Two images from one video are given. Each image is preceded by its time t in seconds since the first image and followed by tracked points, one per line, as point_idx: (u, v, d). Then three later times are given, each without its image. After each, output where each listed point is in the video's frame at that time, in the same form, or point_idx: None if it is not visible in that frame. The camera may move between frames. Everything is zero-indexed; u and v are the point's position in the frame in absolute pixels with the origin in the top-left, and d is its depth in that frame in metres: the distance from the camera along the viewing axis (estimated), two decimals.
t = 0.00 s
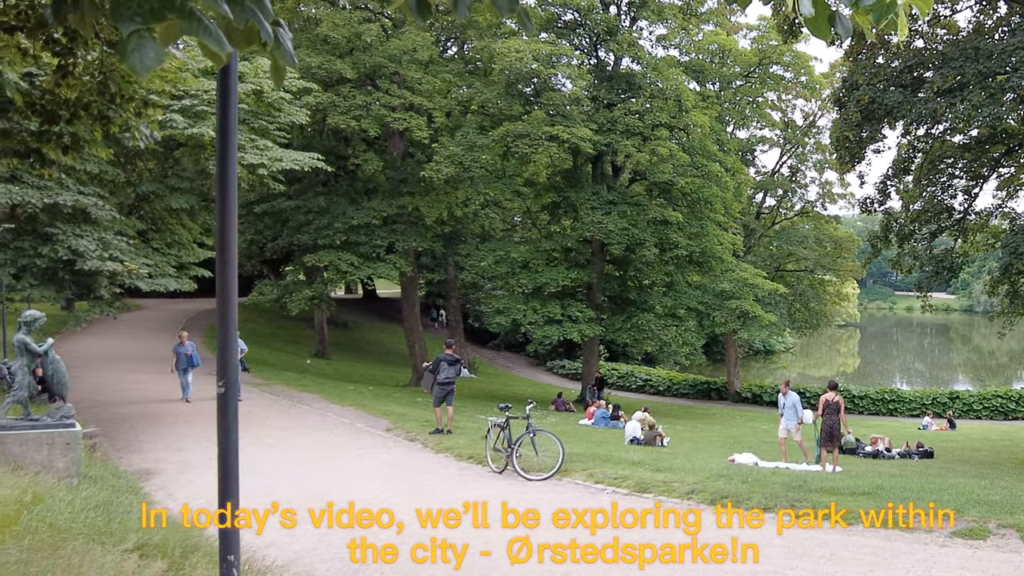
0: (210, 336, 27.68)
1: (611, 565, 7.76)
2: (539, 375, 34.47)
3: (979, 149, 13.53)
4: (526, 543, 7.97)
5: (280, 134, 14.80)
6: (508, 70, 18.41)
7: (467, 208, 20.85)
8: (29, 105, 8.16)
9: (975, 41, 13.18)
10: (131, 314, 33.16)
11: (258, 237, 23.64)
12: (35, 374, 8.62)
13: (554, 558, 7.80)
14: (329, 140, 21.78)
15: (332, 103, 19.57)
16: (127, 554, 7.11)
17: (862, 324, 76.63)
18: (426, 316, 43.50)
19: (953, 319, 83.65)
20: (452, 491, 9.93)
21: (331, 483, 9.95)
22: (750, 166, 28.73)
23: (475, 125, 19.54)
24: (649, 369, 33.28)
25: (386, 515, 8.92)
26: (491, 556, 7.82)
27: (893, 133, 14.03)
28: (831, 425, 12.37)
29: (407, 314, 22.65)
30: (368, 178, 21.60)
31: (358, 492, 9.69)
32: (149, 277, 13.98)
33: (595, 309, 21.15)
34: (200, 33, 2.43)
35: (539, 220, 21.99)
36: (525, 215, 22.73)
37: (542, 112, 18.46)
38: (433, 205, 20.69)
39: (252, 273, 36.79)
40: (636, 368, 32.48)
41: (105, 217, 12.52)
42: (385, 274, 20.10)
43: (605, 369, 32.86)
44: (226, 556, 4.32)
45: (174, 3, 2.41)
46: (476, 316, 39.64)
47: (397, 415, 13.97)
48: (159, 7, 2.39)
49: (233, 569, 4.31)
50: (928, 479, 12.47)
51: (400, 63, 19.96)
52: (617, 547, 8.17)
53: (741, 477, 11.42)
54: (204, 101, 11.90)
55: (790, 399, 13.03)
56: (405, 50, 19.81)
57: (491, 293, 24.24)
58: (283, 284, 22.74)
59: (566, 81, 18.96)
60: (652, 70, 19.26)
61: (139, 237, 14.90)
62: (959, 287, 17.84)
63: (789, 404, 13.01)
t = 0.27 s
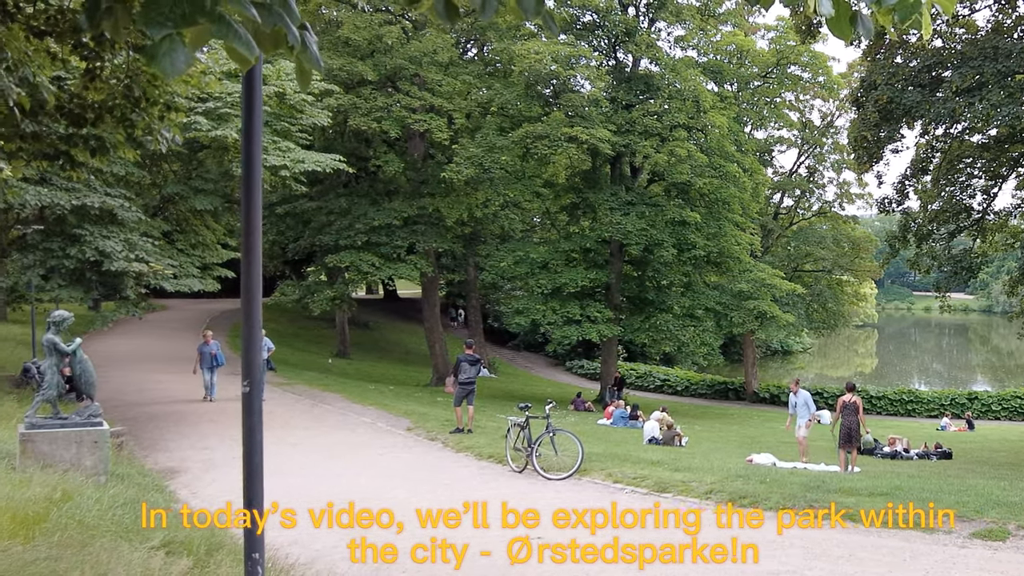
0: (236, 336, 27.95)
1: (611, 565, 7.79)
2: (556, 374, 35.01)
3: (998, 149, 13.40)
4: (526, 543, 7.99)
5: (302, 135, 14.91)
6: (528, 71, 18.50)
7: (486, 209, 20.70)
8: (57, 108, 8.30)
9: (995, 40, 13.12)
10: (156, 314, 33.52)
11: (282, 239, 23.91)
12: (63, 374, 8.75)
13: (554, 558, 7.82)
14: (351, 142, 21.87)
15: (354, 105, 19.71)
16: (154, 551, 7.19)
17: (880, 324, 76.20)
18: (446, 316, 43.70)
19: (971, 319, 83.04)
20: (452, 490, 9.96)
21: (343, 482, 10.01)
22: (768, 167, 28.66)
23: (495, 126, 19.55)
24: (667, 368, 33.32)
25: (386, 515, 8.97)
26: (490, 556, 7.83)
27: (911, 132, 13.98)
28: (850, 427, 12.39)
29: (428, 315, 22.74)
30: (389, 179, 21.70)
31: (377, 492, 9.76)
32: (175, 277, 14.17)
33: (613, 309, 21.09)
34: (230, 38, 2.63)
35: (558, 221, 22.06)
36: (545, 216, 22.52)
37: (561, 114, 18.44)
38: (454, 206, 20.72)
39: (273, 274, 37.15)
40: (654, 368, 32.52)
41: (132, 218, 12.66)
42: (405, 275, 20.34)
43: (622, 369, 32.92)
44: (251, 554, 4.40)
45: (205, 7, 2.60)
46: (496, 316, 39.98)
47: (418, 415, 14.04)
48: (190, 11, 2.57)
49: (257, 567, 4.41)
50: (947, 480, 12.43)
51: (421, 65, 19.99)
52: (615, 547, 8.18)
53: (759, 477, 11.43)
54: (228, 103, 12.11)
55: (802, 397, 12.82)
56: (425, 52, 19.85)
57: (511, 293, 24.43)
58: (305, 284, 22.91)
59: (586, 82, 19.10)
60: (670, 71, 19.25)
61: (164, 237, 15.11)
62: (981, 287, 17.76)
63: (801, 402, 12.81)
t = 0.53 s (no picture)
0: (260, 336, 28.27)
1: (611, 565, 7.84)
2: (576, 373, 35.11)
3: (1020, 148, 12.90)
4: (526, 543, 8.02)
5: (325, 137, 15.08)
6: (548, 73, 18.52)
7: (507, 210, 20.90)
8: (85, 111, 8.24)
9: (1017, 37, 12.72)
10: (183, 314, 33.91)
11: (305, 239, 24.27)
12: (92, 373, 8.89)
13: (554, 558, 7.85)
14: (373, 143, 21.99)
15: (375, 107, 19.89)
16: (180, 548, 7.26)
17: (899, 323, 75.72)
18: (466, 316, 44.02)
19: (991, 318, 82.34)
20: (466, 489, 10.02)
21: (356, 481, 10.05)
22: (786, 167, 28.58)
23: (515, 127, 19.55)
24: (686, 368, 33.35)
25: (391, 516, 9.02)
26: (491, 556, 7.86)
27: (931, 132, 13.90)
28: (870, 426, 12.44)
29: (450, 315, 22.90)
30: (411, 180, 21.80)
31: (402, 489, 9.86)
32: (200, 278, 14.39)
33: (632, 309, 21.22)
34: (265, 41, 2.56)
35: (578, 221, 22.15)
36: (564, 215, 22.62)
37: (581, 115, 18.40)
38: (475, 207, 20.71)
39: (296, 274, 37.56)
40: (673, 368, 32.54)
41: (158, 219, 12.75)
42: (427, 275, 20.44)
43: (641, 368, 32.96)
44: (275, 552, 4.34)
45: (241, 11, 2.52)
46: (515, 316, 40.15)
47: (439, 414, 14.13)
48: (226, 15, 2.50)
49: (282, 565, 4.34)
50: (967, 481, 12.39)
51: (442, 67, 20.01)
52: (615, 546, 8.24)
53: (778, 477, 11.45)
54: (251, 105, 12.59)
55: (819, 397, 12.68)
56: (446, 54, 19.83)
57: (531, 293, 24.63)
58: (328, 285, 23.14)
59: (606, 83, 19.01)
60: (690, 72, 19.23)
61: (190, 239, 15.30)
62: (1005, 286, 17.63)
63: (818, 402, 12.68)
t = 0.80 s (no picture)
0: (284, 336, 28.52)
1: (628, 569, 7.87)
2: (597, 373, 35.13)
3: None
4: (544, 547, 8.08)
5: (349, 139, 15.45)
6: (569, 73, 18.76)
7: (529, 211, 21.07)
8: (114, 114, 8.16)
9: None
10: (210, 314, 34.30)
11: (329, 240, 24.49)
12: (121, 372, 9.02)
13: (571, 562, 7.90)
14: (396, 144, 22.00)
15: (398, 108, 20.02)
16: (208, 545, 7.32)
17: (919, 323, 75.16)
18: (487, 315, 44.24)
19: (1012, 318, 81.63)
20: (486, 489, 10.11)
21: (377, 480, 10.16)
22: (806, 167, 28.51)
23: (537, 129, 19.85)
24: (705, 368, 33.34)
25: (408, 518, 9.08)
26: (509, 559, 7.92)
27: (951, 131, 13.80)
28: (890, 427, 12.41)
29: (472, 315, 23.07)
30: (433, 181, 21.91)
31: (425, 489, 9.95)
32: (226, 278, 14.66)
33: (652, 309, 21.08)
34: (293, 43, 2.54)
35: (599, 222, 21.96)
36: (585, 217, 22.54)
37: (602, 116, 18.44)
38: (497, 207, 20.99)
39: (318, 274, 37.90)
40: (693, 368, 32.51)
41: (185, 220, 12.92)
42: (450, 275, 20.61)
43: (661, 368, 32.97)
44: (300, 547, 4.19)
45: (270, 14, 2.52)
46: (537, 315, 40.23)
47: (461, 413, 14.23)
48: (256, 19, 2.49)
49: (308, 562, 4.21)
50: (988, 482, 12.33)
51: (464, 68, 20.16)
52: (630, 557, 8.22)
53: (798, 477, 11.45)
54: (276, 107, 12.71)
55: (838, 396, 12.68)
56: (468, 56, 19.97)
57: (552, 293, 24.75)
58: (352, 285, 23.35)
59: (626, 85, 19.00)
60: (709, 72, 19.22)
61: (216, 239, 15.49)
62: None
63: (838, 402, 12.68)
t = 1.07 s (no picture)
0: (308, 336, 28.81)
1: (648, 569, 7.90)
2: (616, 373, 35.16)
3: None
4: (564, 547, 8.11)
5: (371, 141, 15.65)
6: (589, 75, 18.86)
7: (550, 212, 20.82)
8: (142, 117, 8.19)
9: None
10: (236, 314, 34.87)
11: (352, 241, 24.65)
12: (148, 372, 9.14)
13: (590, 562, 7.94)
14: (417, 146, 22.02)
15: (419, 110, 20.08)
16: (233, 543, 7.40)
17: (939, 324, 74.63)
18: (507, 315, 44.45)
19: None
20: (507, 488, 10.17)
21: (399, 479, 10.26)
22: (824, 167, 28.44)
23: (558, 130, 19.96)
24: (723, 368, 33.33)
25: (429, 517, 9.15)
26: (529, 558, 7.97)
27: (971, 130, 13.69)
28: (909, 428, 12.40)
29: (493, 316, 23.23)
30: (454, 182, 21.99)
31: (447, 488, 10.01)
32: (250, 279, 14.88)
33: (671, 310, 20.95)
34: (320, 48, 2.35)
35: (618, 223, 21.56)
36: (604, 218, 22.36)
37: (621, 117, 18.55)
38: (517, 209, 20.96)
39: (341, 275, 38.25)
40: (711, 368, 32.48)
41: (210, 222, 13.05)
42: (471, 275, 20.66)
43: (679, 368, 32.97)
44: (324, 546, 4.15)
45: (297, 20, 2.34)
46: (558, 316, 40.27)
47: (481, 412, 14.31)
48: (282, 24, 2.30)
49: (332, 560, 4.15)
50: (1008, 483, 12.26)
51: (484, 70, 20.37)
52: (649, 556, 8.25)
53: (817, 477, 11.45)
54: (299, 109, 12.85)
55: (856, 398, 12.65)
56: (489, 58, 20.16)
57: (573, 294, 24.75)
58: (373, 286, 23.48)
59: (645, 86, 19.02)
60: (728, 73, 19.20)
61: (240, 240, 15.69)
62: None
63: (855, 403, 12.65)
